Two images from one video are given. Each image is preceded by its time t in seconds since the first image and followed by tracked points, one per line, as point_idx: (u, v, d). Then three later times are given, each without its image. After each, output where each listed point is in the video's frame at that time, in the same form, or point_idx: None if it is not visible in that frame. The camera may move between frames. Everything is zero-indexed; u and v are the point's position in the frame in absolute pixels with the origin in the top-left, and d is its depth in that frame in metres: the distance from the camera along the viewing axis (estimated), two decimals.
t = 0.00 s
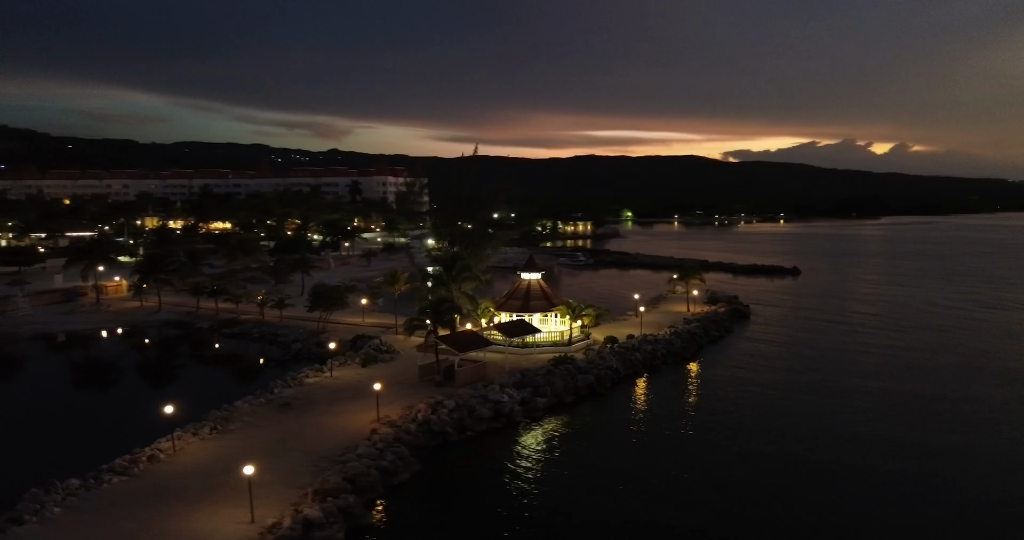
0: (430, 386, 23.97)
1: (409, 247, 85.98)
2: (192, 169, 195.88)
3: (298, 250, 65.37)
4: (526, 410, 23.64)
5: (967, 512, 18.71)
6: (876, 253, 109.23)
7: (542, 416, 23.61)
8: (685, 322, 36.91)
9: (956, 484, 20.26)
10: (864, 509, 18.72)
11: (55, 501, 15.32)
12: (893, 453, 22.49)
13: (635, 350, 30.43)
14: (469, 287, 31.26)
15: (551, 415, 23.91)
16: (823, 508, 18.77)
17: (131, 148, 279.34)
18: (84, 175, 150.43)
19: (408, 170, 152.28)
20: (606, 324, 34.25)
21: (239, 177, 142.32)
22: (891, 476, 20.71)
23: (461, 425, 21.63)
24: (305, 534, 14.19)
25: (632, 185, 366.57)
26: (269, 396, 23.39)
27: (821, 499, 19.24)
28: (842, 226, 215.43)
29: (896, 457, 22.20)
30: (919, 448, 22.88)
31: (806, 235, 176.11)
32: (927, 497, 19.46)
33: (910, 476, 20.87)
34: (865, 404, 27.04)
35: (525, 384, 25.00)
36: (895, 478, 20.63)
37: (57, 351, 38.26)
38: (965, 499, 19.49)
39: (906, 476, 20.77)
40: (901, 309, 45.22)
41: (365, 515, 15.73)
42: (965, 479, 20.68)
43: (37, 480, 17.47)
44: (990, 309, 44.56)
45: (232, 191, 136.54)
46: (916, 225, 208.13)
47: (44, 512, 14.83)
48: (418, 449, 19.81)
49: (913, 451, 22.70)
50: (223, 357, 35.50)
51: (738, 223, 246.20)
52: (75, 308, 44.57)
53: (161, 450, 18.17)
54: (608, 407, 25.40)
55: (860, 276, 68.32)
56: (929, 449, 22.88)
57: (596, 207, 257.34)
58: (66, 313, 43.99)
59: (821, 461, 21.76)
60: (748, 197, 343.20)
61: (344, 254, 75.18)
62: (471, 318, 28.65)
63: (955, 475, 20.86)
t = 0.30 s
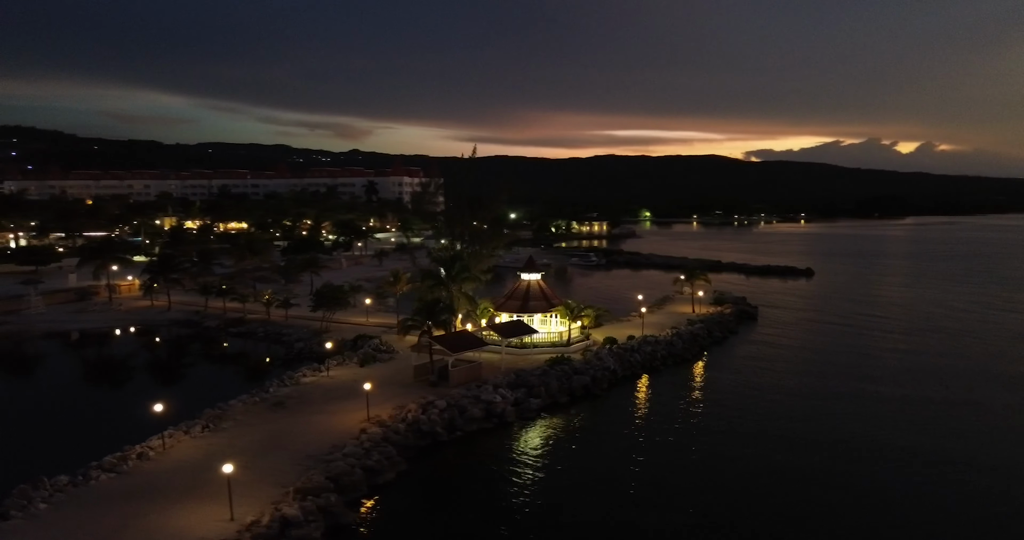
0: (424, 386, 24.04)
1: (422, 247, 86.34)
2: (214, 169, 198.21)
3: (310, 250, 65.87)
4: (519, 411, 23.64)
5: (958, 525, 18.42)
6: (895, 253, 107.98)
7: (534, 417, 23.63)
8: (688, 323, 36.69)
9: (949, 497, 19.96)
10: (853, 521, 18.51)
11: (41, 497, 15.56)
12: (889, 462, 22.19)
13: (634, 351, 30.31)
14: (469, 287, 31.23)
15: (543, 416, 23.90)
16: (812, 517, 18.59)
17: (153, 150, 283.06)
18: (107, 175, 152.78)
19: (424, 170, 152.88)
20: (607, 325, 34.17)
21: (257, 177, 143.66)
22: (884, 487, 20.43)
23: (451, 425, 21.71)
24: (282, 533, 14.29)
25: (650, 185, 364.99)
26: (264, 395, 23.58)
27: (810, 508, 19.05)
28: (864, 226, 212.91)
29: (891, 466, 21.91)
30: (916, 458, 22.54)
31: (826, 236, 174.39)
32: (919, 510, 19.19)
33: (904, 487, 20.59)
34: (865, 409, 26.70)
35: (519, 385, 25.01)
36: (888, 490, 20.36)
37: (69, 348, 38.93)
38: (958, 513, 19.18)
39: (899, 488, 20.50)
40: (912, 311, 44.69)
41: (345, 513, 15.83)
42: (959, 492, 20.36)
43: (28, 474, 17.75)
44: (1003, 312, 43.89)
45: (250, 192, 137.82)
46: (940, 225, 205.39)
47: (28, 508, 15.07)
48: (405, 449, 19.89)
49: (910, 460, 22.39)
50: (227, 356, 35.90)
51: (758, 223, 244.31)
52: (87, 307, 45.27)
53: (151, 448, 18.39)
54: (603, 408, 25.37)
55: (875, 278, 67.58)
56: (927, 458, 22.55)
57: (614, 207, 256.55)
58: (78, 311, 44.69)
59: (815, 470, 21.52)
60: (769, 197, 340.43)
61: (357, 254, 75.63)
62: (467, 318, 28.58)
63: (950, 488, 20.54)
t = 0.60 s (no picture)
0: (417, 386, 24.13)
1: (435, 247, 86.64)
2: (233, 170, 200.63)
3: (321, 250, 66.37)
4: (511, 411, 23.66)
5: (947, 532, 18.19)
6: (914, 254, 106.58)
7: (527, 418, 23.65)
8: (692, 324, 36.48)
9: (941, 504, 19.66)
10: (841, 526, 18.29)
11: (29, 493, 15.85)
12: (883, 468, 21.88)
13: (632, 352, 30.19)
14: (468, 287, 31.29)
15: (536, 417, 23.89)
16: (798, 522, 18.41)
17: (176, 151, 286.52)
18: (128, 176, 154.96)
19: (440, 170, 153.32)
20: (608, 326, 34.08)
21: (275, 177, 144.90)
22: (875, 493, 20.16)
23: (441, 425, 21.77)
24: (259, 531, 14.43)
25: (670, 185, 363.08)
26: (259, 394, 23.79)
27: (797, 513, 18.86)
28: (886, 227, 210.30)
29: (885, 472, 21.61)
30: (912, 464, 22.21)
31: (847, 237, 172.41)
32: (909, 517, 18.91)
33: (895, 492, 20.30)
34: (863, 414, 26.39)
35: (513, 385, 25.03)
36: (879, 495, 20.08)
37: (79, 345, 39.56)
38: (948, 519, 18.88)
39: (890, 493, 20.21)
40: (922, 313, 44.15)
41: (326, 512, 15.96)
42: (952, 498, 20.04)
43: (20, 469, 18.08)
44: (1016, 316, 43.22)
45: (267, 192, 139.09)
46: (964, 226, 202.50)
47: (15, 504, 15.35)
48: (393, 449, 19.99)
49: (905, 466, 22.08)
50: (231, 355, 36.29)
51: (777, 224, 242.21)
52: (99, 306, 45.98)
53: (141, 446, 18.66)
54: (597, 410, 25.34)
55: (891, 279, 66.77)
56: (922, 464, 22.23)
57: (632, 207, 255.71)
58: (90, 310, 45.40)
59: (806, 474, 21.28)
60: (789, 197, 337.35)
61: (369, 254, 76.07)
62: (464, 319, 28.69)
63: (943, 494, 20.22)
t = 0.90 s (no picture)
0: (411, 386, 24.24)
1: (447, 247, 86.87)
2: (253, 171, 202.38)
3: (332, 250, 66.85)
4: (503, 412, 23.73)
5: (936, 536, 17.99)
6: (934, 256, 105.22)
7: (519, 418, 23.67)
8: (695, 325, 36.31)
9: (935, 510, 19.30)
10: (829, 531, 18.05)
11: (18, 489, 16.15)
12: (878, 473, 21.54)
13: (630, 353, 30.07)
14: (468, 287, 31.34)
15: (528, 417, 23.91)
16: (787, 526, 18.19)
17: (197, 152, 289.64)
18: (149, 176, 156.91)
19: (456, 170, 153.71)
20: (609, 327, 34.01)
21: (292, 178, 146.03)
22: (867, 499, 19.86)
23: (432, 425, 21.86)
24: (237, 527, 14.59)
25: (689, 185, 360.93)
26: (254, 393, 24.01)
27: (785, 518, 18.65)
28: (910, 228, 207.12)
29: (878, 477, 21.26)
30: (908, 469, 21.82)
31: (868, 237, 170.48)
32: (901, 523, 18.62)
33: (887, 497, 20.00)
34: (863, 418, 26.02)
35: (507, 386, 25.06)
36: (871, 500, 19.77)
37: (89, 343, 40.20)
38: (939, 525, 18.56)
39: (881, 498, 19.92)
40: (933, 316, 43.60)
41: (306, 511, 16.10)
42: (947, 505, 19.65)
43: (14, 463, 18.44)
44: None
45: (284, 192, 140.19)
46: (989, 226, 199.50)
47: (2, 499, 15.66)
48: (381, 448, 20.11)
49: (901, 471, 21.71)
50: (236, 354, 36.68)
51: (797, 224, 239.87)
52: (111, 305, 46.69)
53: (132, 443, 18.93)
54: (592, 411, 25.30)
55: (907, 281, 65.93)
56: (920, 470, 21.83)
57: (650, 207, 254.51)
58: (101, 309, 46.11)
59: (798, 478, 21.04)
60: (811, 197, 333.98)
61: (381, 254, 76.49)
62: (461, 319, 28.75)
63: (938, 501, 19.84)
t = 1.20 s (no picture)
0: (405, 386, 24.35)
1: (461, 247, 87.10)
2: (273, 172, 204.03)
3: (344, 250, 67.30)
4: (496, 412, 23.76)
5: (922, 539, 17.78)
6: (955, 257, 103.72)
7: (511, 418, 23.71)
8: (698, 326, 36.09)
9: (926, 514, 19.02)
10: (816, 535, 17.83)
11: (7, 484, 16.44)
12: (872, 478, 21.24)
13: (629, 354, 29.97)
14: (467, 288, 31.41)
15: (520, 417, 23.93)
16: (771, 529, 18.05)
17: (220, 154, 292.93)
18: (170, 177, 158.90)
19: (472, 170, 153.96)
20: (610, 328, 33.93)
21: (310, 178, 147.31)
22: (858, 503, 19.60)
23: (422, 425, 21.94)
24: (215, 524, 14.74)
25: (710, 184, 358.52)
26: (250, 391, 24.24)
27: (771, 521, 18.50)
28: (934, 228, 203.71)
29: (872, 482, 20.97)
30: (903, 474, 21.49)
31: (890, 238, 168.27)
32: (888, 525, 18.43)
33: (878, 501, 19.74)
34: (862, 423, 25.69)
35: (501, 386, 25.10)
36: (862, 504, 19.51)
37: (100, 341, 40.88)
38: (930, 530, 18.26)
39: (872, 502, 19.66)
40: (944, 318, 42.99)
41: (287, 509, 16.26)
42: (940, 510, 19.34)
43: (8, 457, 18.79)
44: None
45: (302, 193, 141.33)
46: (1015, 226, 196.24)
47: None
48: (368, 447, 20.24)
49: (896, 476, 21.40)
50: (242, 353, 37.06)
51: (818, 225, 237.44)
52: (123, 303, 47.41)
53: (124, 440, 19.20)
54: (586, 411, 25.28)
55: (923, 282, 65.02)
56: (916, 475, 21.50)
57: (669, 208, 253.15)
58: (114, 307, 46.83)
59: (788, 481, 20.87)
60: (833, 196, 330.39)
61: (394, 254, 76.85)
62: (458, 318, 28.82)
63: (930, 506, 19.54)
